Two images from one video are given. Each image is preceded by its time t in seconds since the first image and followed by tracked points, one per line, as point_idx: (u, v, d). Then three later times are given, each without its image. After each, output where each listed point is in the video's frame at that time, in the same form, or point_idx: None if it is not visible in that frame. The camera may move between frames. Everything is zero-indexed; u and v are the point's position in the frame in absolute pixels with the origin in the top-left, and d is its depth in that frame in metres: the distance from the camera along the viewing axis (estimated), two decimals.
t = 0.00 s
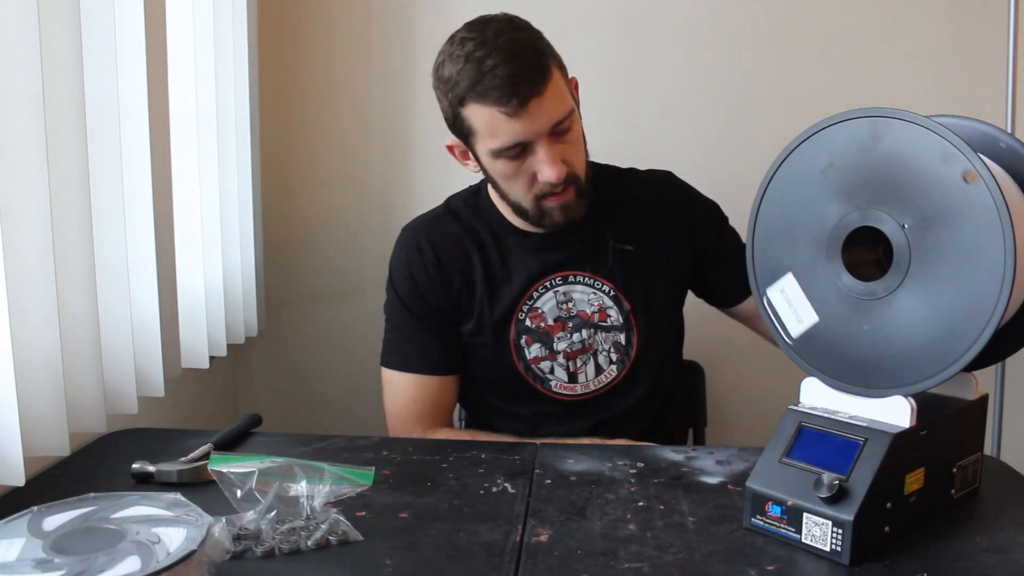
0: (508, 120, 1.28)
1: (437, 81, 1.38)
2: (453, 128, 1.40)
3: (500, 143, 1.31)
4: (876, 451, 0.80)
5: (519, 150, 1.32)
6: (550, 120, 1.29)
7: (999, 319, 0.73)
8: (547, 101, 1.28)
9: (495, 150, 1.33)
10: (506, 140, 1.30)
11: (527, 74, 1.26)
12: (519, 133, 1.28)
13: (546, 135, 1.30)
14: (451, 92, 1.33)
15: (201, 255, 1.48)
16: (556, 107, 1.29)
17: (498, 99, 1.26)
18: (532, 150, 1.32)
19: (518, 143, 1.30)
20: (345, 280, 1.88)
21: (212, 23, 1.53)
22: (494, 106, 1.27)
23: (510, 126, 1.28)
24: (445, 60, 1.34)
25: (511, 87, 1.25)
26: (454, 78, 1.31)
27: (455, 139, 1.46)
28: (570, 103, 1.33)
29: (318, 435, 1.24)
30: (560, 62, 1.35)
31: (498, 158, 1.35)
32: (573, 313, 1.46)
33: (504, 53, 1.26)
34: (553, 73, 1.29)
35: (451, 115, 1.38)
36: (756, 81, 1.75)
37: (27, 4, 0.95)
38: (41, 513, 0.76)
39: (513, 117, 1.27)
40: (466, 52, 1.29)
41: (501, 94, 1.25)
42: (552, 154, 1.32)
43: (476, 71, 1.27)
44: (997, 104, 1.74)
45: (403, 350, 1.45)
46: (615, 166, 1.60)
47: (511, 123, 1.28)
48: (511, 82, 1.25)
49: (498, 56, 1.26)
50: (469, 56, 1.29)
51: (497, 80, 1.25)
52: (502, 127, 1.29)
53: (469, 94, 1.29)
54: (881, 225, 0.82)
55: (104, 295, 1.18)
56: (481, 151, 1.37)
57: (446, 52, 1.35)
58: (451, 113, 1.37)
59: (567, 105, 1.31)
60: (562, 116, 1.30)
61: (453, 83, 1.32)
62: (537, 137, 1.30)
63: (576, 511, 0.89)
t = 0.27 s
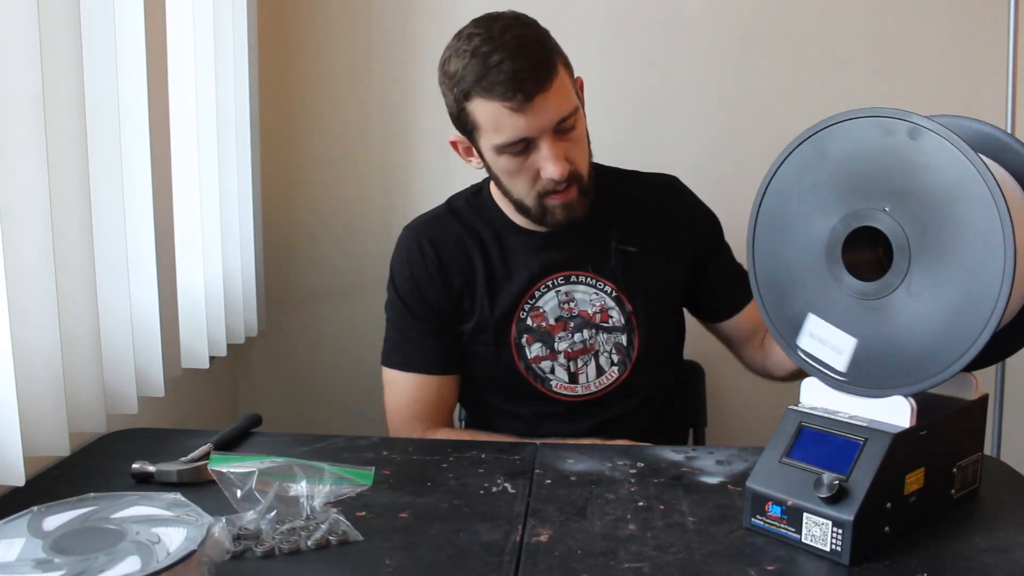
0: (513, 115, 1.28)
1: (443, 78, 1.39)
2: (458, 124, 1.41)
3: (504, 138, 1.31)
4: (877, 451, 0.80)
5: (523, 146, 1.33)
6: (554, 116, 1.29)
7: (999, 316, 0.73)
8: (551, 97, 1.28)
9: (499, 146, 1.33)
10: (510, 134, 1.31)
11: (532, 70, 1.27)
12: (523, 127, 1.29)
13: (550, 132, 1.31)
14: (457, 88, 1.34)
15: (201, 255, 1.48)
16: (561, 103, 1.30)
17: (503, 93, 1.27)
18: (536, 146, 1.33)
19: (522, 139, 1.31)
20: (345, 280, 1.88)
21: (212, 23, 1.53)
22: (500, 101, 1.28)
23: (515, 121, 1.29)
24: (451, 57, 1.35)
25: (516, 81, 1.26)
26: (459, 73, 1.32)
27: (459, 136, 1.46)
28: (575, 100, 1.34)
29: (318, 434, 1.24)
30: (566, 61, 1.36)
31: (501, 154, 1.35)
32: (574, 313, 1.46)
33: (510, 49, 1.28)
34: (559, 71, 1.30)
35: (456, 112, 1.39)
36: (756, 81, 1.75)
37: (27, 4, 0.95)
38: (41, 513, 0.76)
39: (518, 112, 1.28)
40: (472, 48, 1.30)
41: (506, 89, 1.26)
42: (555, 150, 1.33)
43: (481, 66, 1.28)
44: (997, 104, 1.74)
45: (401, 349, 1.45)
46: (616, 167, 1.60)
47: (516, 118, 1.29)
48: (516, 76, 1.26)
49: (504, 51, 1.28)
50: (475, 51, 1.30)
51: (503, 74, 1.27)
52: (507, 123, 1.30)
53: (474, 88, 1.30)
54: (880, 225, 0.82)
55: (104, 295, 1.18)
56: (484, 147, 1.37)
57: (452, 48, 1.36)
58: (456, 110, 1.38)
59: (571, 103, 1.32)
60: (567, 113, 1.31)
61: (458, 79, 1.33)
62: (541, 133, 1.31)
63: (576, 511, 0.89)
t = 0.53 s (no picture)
0: (516, 112, 1.29)
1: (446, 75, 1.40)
2: (460, 121, 1.41)
3: (507, 135, 1.32)
4: (877, 451, 0.80)
5: (525, 143, 1.33)
6: (556, 114, 1.30)
7: (1001, 314, 0.73)
8: (555, 95, 1.29)
9: (502, 143, 1.33)
10: (512, 132, 1.31)
11: (535, 67, 1.27)
12: (526, 125, 1.29)
13: (552, 130, 1.31)
14: (460, 84, 1.34)
15: (201, 255, 1.48)
16: (564, 102, 1.30)
17: (507, 90, 1.27)
18: (538, 144, 1.33)
19: (524, 137, 1.31)
20: (346, 281, 1.88)
21: (212, 23, 1.53)
22: (503, 98, 1.28)
23: (518, 118, 1.29)
24: (456, 54, 1.36)
25: (520, 78, 1.26)
26: (463, 70, 1.33)
27: (461, 133, 1.46)
28: (578, 100, 1.34)
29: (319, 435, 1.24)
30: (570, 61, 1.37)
31: (503, 151, 1.35)
32: (574, 312, 1.45)
33: (514, 46, 1.28)
34: (562, 69, 1.30)
35: (459, 109, 1.39)
36: (756, 81, 1.75)
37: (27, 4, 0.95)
38: (41, 513, 0.76)
39: (521, 109, 1.28)
40: (476, 44, 1.31)
41: (509, 86, 1.27)
42: (558, 149, 1.33)
43: (485, 63, 1.29)
44: (997, 104, 1.74)
45: (400, 348, 1.45)
46: (616, 167, 1.60)
47: (519, 115, 1.29)
48: (520, 74, 1.26)
49: (508, 48, 1.28)
50: (479, 48, 1.30)
51: (507, 71, 1.27)
52: (509, 120, 1.30)
53: (478, 85, 1.30)
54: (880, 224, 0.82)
55: (104, 295, 1.18)
56: (486, 144, 1.37)
57: (456, 45, 1.37)
58: (459, 107, 1.39)
59: (574, 101, 1.32)
60: (569, 111, 1.31)
61: (462, 76, 1.33)
62: (544, 131, 1.31)
63: (576, 511, 0.89)
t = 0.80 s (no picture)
0: (518, 110, 1.29)
1: (449, 72, 1.40)
2: (462, 118, 1.41)
3: (508, 133, 1.32)
4: (877, 450, 0.80)
5: (526, 142, 1.33)
6: (558, 114, 1.30)
7: (1001, 313, 0.73)
8: (558, 94, 1.29)
9: (503, 141, 1.33)
10: (514, 130, 1.31)
11: (539, 66, 1.27)
12: (528, 124, 1.29)
13: (553, 129, 1.31)
14: (463, 81, 1.34)
15: (201, 255, 1.48)
16: (566, 101, 1.30)
17: (510, 88, 1.27)
18: (539, 143, 1.33)
19: (526, 135, 1.31)
20: (346, 281, 1.88)
21: (212, 23, 1.53)
22: (506, 96, 1.28)
23: (520, 117, 1.29)
24: (459, 51, 1.36)
25: (524, 77, 1.27)
26: (467, 68, 1.33)
27: (461, 129, 1.46)
28: (580, 99, 1.34)
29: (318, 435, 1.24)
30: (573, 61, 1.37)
31: (504, 149, 1.35)
32: (574, 310, 1.45)
33: (519, 44, 1.28)
34: (566, 69, 1.31)
35: (461, 106, 1.39)
36: (756, 81, 1.75)
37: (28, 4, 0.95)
38: (41, 513, 0.76)
39: (523, 108, 1.28)
40: (481, 42, 1.31)
41: (513, 84, 1.27)
42: (559, 148, 1.33)
43: (490, 61, 1.29)
44: (997, 104, 1.74)
45: (400, 348, 1.45)
46: (615, 166, 1.60)
47: (521, 113, 1.29)
48: (524, 72, 1.27)
49: (513, 47, 1.28)
50: (483, 45, 1.30)
51: (511, 69, 1.27)
52: (512, 118, 1.30)
53: (481, 82, 1.31)
54: (880, 225, 0.82)
55: (104, 296, 1.18)
56: (487, 142, 1.37)
57: (460, 42, 1.37)
58: (461, 103, 1.39)
59: (577, 101, 1.32)
60: (572, 111, 1.31)
61: (465, 73, 1.33)
62: (546, 130, 1.31)
63: (577, 511, 0.89)
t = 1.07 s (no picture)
0: (525, 103, 1.29)
1: (456, 65, 1.40)
2: (467, 111, 1.42)
3: (514, 126, 1.32)
4: (876, 449, 0.80)
5: (531, 136, 1.33)
6: (564, 109, 1.30)
7: (1002, 309, 0.73)
8: (565, 89, 1.29)
9: (508, 134, 1.34)
10: (519, 123, 1.31)
11: (547, 60, 1.28)
12: (534, 117, 1.30)
13: (558, 124, 1.32)
14: (471, 73, 1.35)
15: (201, 255, 1.48)
16: (573, 97, 1.30)
17: (518, 80, 1.28)
18: (544, 137, 1.33)
19: (531, 129, 1.32)
20: (346, 281, 1.88)
21: (212, 23, 1.53)
22: (513, 88, 1.29)
23: (526, 110, 1.29)
24: (468, 44, 1.36)
25: (532, 70, 1.27)
26: (475, 60, 1.33)
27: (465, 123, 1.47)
28: (587, 97, 1.35)
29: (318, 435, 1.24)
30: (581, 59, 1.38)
31: (509, 142, 1.35)
32: (573, 307, 1.46)
33: (529, 38, 1.29)
34: (573, 65, 1.31)
35: (467, 99, 1.39)
36: (756, 81, 1.75)
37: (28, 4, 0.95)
38: (41, 513, 0.76)
39: (530, 101, 1.29)
40: (490, 35, 1.32)
41: (521, 77, 1.27)
42: (563, 143, 1.33)
43: (499, 53, 1.30)
44: (998, 104, 1.74)
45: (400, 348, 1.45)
46: (614, 165, 1.61)
47: (528, 106, 1.29)
48: (532, 66, 1.27)
49: (522, 40, 1.29)
50: (493, 38, 1.31)
51: (520, 62, 1.28)
52: (517, 111, 1.30)
53: (490, 74, 1.31)
54: (879, 224, 0.82)
55: (104, 296, 1.18)
56: (492, 134, 1.38)
57: (468, 35, 1.38)
58: (467, 96, 1.39)
59: (583, 98, 1.33)
60: (577, 107, 1.32)
61: (474, 65, 1.34)
62: (551, 124, 1.31)
63: (576, 511, 0.89)
